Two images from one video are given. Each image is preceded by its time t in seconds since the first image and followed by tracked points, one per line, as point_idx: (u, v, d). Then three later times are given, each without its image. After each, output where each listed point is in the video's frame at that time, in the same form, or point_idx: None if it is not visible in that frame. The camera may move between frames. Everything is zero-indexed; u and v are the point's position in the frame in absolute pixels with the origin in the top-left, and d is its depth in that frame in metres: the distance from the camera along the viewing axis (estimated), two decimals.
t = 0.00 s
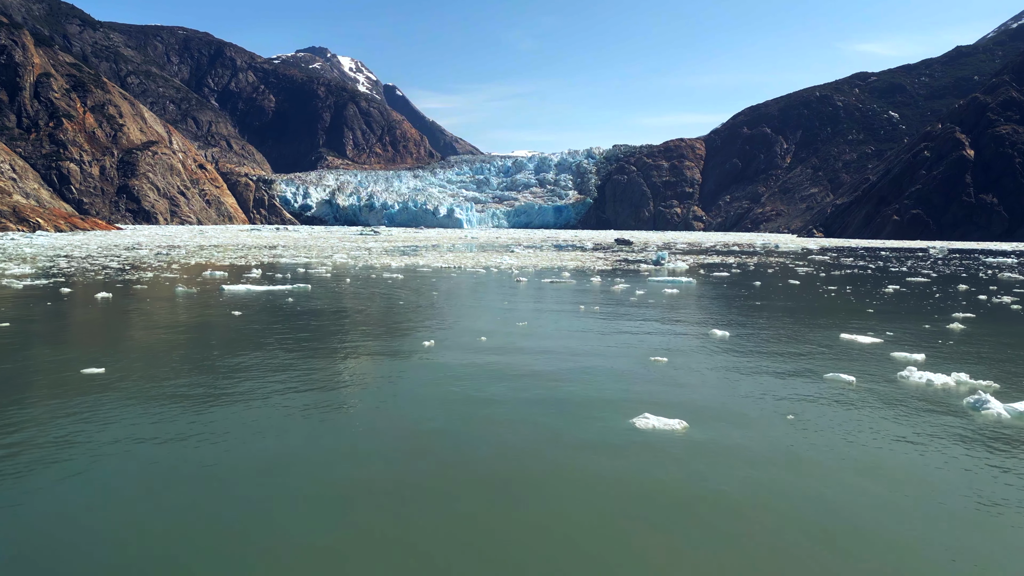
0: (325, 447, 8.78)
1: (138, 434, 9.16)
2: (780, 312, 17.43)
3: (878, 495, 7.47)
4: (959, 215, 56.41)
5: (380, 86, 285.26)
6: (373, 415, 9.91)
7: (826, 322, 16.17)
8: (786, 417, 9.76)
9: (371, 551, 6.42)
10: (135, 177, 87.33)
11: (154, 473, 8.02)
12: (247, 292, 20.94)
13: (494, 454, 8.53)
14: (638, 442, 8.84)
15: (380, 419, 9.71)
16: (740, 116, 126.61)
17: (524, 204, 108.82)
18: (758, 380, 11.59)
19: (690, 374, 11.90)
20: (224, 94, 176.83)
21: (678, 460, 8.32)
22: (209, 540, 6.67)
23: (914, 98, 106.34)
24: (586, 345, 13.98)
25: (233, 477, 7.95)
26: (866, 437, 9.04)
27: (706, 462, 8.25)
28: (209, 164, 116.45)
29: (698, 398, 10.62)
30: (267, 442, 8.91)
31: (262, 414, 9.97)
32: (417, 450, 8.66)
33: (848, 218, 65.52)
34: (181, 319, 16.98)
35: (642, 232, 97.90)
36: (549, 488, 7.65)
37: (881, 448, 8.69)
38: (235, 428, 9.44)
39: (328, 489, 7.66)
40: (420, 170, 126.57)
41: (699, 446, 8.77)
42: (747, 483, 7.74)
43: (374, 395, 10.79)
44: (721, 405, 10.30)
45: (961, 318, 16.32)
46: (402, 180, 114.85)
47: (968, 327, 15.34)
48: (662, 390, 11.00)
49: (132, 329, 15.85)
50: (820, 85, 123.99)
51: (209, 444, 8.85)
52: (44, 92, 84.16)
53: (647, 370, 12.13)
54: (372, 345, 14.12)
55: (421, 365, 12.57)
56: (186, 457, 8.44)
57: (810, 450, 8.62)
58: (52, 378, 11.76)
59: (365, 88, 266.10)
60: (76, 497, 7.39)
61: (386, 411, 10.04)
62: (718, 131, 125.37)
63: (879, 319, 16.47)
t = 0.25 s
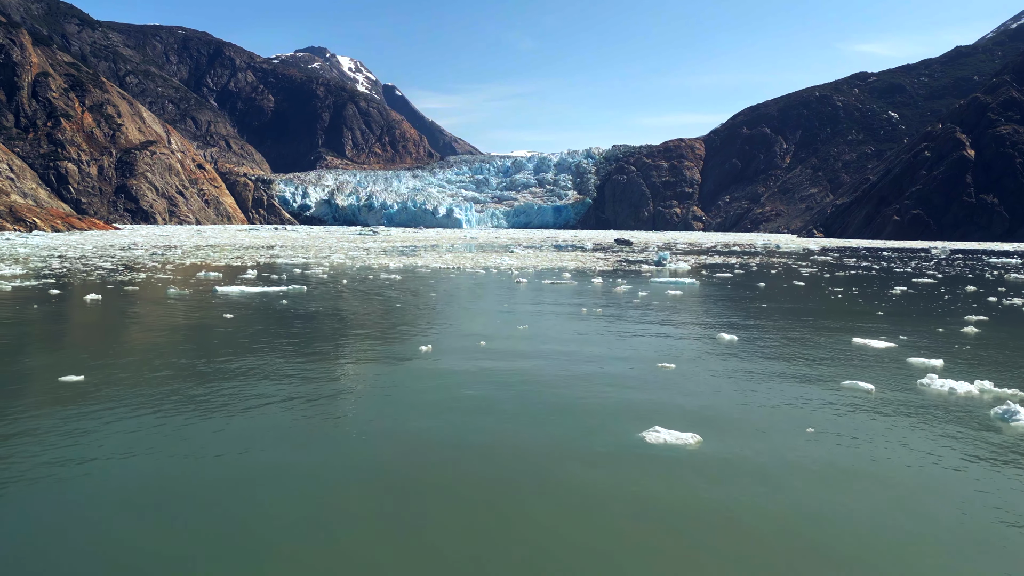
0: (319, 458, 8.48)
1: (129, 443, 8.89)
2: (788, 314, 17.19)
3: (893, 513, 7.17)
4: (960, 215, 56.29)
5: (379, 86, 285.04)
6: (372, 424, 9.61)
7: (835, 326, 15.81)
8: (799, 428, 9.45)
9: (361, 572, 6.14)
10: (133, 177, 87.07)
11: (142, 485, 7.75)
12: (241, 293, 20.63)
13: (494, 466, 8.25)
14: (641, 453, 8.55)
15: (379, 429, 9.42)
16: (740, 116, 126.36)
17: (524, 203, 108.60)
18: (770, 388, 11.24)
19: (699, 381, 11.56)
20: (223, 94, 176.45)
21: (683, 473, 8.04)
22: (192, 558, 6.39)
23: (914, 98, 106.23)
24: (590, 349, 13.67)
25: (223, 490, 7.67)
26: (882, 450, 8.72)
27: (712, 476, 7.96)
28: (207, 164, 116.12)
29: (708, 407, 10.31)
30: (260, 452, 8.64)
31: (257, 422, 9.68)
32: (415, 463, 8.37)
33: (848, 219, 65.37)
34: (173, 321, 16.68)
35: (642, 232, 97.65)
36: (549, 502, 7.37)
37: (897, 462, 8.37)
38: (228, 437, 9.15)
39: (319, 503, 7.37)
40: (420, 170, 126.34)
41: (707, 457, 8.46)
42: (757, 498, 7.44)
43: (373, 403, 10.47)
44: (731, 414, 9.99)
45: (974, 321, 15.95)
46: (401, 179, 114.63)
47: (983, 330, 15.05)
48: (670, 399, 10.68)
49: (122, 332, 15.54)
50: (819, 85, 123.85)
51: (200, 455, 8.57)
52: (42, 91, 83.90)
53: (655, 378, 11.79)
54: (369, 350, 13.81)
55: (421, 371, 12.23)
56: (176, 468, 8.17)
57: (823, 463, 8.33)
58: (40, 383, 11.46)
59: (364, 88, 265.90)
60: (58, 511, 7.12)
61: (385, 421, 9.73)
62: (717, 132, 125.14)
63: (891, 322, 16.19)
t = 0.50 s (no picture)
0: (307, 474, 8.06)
1: (116, 453, 8.60)
2: (795, 317, 16.88)
3: (907, 531, 6.76)
4: (961, 215, 56.13)
5: (378, 86, 284.85)
6: (368, 434, 9.24)
7: (847, 329, 15.41)
8: (817, 439, 8.97)
9: None
10: (131, 176, 86.80)
11: (122, 499, 7.43)
12: (234, 295, 20.30)
13: (488, 483, 7.80)
14: (641, 465, 8.18)
15: (374, 442, 8.98)
16: (739, 116, 126.15)
17: (523, 204, 108.36)
18: (787, 395, 10.78)
19: (710, 387, 11.14)
20: (222, 94, 176.12)
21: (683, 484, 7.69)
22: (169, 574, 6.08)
23: (914, 98, 106.11)
24: (597, 355, 13.23)
25: (201, 506, 7.32)
26: (905, 463, 8.23)
27: (714, 489, 7.59)
28: (206, 164, 115.78)
29: (722, 416, 9.85)
30: (248, 464, 8.27)
31: (250, 432, 9.33)
32: (407, 477, 7.96)
33: (849, 219, 65.19)
34: (164, 324, 16.42)
35: (642, 233, 97.53)
36: (542, 518, 6.98)
37: (918, 474, 7.91)
38: (220, 447, 8.83)
39: (297, 523, 6.95)
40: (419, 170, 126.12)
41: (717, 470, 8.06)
42: (762, 512, 7.06)
43: (372, 413, 10.04)
44: (746, 423, 9.55)
45: (989, 324, 15.56)
46: (400, 179, 114.42)
47: (999, 334, 14.66)
48: (680, 407, 10.24)
49: (111, 334, 15.27)
50: (819, 85, 123.70)
51: (188, 466, 8.27)
52: (40, 91, 83.67)
53: (668, 384, 11.34)
54: (366, 355, 13.44)
55: (420, 377, 11.84)
56: (157, 481, 7.82)
57: (836, 473, 7.91)
58: (28, 386, 11.21)
59: (364, 88, 265.72)
60: (30, 525, 6.84)
61: (382, 430, 9.32)
62: (717, 131, 125.01)
63: (902, 325, 15.83)
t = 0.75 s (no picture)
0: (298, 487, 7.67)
1: (102, 461, 8.30)
2: (803, 320, 16.57)
3: (925, 550, 6.42)
4: (961, 215, 56.00)
5: (378, 86, 284.69)
6: (368, 441, 8.94)
7: (857, 333, 15.07)
8: (832, 451, 8.59)
9: None
10: (129, 176, 86.55)
11: (102, 513, 7.10)
12: (227, 296, 20.03)
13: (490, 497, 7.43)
14: (642, 477, 7.88)
15: (370, 452, 8.61)
16: (739, 116, 126.01)
17: (523, 204, 108.15)
18: (802, 404, 10.38)
19: (721, 394, 10.83)
20: (221, 93, 175.80)
21: (687, 497, 7.35)
22: None
23: (913, 98, 106.03)
24: (602, 360, 12.89)
25: (184, 521, 6.95)
26: (927, 479, 7.81)
27: (720, 502, 7.27)
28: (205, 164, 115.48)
29: (734, 425, 9.49)
30: (243, 473, 8.00)
31: (245, 440, 8.99)
32: (401, 491, 7.58)
33: (849, 219, 65.04)
34: (154, 325, 16.17)
35: (641, 233, 97.52)
36: (548, 532, 6.71)
37: (939, 488, 7.60)
38: (215, 453, 8.57)
39: (285, 540, 6.61)
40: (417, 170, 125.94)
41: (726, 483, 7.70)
42: (778, 526, 6.78)
43: (370, 421, 9.68)
44: (758, 434, 9.19)
45: (1003, 328, 15.23)
46: (399, 179, 114.23)
47: (1014, 338, 14.33)
48: (690, 415, 9.86)
49: (99, 336, 15.03)
50: (818, 85, 123.58)
51: (177, 476, 7.94)
52: (38, 91, 83.46)
53: (677, 391, 10.95)
54: (365, 359, 13.11)
55: (420, 382, 11.50)
56: (148, 490, 7.58)
57: (853, 486, 7.62)
58: (22, 390, 11.00)
59: (363, 88, 265.54)
60: (18, 536, 6.60)
61: (378, 440, 8.94)
62: (717, 131, 124.91)
63: (915, 328, 15.49)
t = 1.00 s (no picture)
0: (290, 503, 7.32)
1: (90, 471, 7.99)
2: (813, 323, 16.31)
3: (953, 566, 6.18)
4: (962, 215, 55.88)
5: (377, 86, 284.48)
6: (375, 449, 8.69)
7: (870, 339, 14.68)
8: (851, 464, 8.21)
9: None
10: (128, 176, 86.36)
11: (85, 527, 6.78)
12: (220, 298, 19.76)
13: (492, 514, 7.06)
14: (658, 488, 7.61)
15: (368, 466, 8.23)
16: (739, 116, 125.89)
17: (522, 204, 107.98)
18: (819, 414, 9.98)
19: (735, 400, 10.56)
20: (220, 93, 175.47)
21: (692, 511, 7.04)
22: None
23: (913, 98, 105.91)
24: (608, 364, 12.52)
25: (170, 539, 6.63)
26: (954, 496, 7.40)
27: (734, 517, 6.96)
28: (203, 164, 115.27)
29: (748, 435, 9.11)
30: (246, 483, 7.77)
31: (239, 450, 8.67)
32: (398, 507, 7.22)
33: (849, 219, 64.91)
34: (144, 327, 15.94)
35: (640, 233, 97.42)
36: (561, 545, 6.46)
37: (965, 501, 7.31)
38: (215, 461, 8.34)
39: (288, 555, 6.36)
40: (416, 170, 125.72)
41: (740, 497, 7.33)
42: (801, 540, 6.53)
43: (368, 431, 9.30)
44: (773, 444, 8.81)
45: (1019, 333, 14.90)
46: (398, 179, 114.08)
47: None
48: (702, 424, 9.49)
49: (86, 337, 14.76)
50: (818, 85, 123.52)
51: (166, 488, 7.62)
52: (36, 90, 83.29)
53: (688, 399, 10.58)
54: (363, 363, 12.77)
55: (420, 389, 11.13)
56: (149, 499, 7.36)
57: (876, 499, 7.35)
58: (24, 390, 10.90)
59: (362, 88, 265.23)
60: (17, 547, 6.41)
61: (376, 452, 8.58)
62: (716, 131, 124.73)
63: (929, 333, 15.19)
